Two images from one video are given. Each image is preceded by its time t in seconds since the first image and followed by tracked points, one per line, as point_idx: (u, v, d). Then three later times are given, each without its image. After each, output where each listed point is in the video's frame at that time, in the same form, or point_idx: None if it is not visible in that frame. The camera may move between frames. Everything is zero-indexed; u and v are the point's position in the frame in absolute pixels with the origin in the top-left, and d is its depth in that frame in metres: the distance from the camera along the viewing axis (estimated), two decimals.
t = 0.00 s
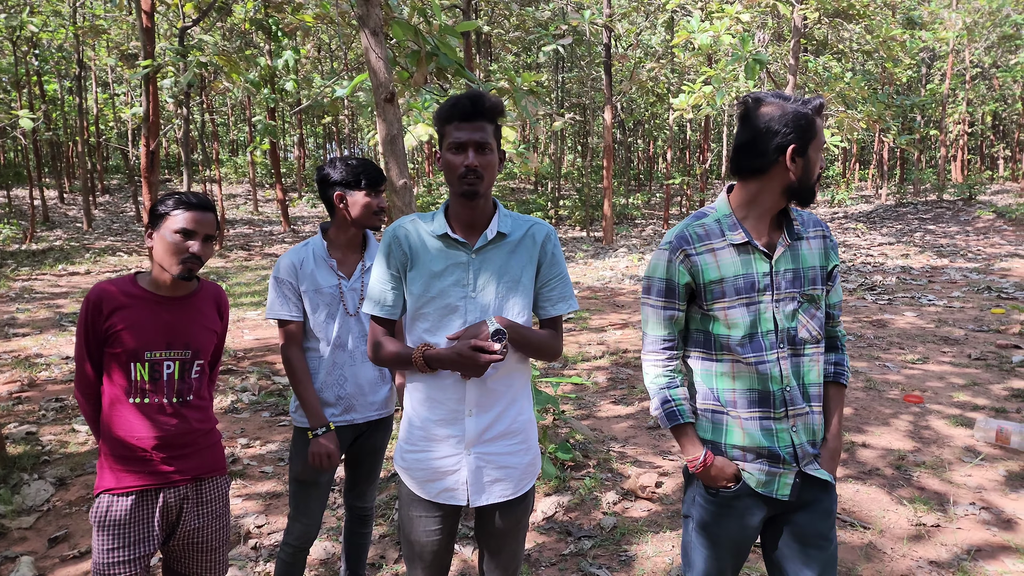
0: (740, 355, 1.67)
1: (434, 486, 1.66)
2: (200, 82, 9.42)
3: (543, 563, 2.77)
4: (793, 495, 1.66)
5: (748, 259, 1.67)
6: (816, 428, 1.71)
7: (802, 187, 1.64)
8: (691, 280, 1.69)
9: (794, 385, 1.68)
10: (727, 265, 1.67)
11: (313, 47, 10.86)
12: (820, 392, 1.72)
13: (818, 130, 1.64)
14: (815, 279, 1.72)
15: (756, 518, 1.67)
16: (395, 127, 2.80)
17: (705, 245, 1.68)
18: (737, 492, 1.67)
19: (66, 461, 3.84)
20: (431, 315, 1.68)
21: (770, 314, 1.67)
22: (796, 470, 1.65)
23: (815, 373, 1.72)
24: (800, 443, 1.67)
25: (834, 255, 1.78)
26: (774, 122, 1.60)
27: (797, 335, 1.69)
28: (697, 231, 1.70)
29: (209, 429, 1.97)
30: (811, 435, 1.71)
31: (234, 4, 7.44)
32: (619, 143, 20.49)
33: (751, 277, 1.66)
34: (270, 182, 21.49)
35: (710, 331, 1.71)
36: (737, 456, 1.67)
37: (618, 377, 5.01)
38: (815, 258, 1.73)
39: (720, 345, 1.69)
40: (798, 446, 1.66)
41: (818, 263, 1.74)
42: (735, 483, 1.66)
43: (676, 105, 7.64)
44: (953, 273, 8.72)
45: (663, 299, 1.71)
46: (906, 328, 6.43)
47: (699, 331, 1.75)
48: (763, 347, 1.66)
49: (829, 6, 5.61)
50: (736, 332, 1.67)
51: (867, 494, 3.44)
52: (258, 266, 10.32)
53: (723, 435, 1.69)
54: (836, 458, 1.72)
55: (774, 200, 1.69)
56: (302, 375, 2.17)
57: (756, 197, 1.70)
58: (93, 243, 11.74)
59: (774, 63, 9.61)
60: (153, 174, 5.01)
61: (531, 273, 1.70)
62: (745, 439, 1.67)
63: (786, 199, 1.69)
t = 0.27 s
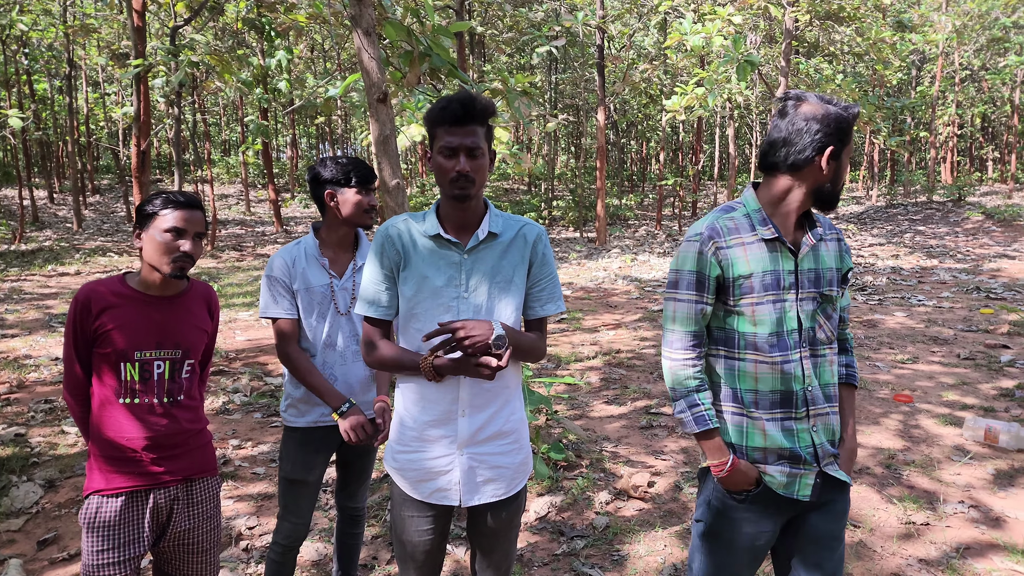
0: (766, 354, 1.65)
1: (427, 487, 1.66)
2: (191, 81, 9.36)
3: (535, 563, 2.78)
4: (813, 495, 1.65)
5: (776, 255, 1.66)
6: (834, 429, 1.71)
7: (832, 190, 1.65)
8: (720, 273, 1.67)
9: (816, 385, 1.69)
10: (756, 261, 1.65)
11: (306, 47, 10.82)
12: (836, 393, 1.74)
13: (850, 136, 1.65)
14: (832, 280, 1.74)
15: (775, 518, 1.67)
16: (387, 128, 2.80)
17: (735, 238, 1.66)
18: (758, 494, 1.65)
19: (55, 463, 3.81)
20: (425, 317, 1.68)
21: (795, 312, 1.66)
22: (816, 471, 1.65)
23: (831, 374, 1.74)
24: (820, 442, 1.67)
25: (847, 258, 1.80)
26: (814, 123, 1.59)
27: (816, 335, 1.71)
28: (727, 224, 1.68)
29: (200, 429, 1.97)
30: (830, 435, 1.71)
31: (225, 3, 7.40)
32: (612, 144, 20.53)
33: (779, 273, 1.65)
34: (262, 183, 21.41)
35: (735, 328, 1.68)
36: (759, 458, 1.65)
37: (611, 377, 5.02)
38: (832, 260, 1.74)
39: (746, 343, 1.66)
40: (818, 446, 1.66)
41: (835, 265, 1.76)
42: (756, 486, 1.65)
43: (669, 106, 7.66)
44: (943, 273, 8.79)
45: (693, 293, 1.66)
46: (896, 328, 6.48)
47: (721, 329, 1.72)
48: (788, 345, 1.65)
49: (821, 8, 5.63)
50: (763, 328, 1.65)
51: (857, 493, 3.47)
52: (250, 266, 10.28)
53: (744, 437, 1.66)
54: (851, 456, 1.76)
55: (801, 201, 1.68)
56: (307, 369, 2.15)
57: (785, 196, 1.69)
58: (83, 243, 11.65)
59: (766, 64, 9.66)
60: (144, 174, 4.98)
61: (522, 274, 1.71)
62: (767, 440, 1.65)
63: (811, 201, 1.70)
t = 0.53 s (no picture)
0: (786, 355, 1.63)
1: (417, 489, 1.67)
2: (183, 82, 9.33)
3: (528, 564, 2.78)
4: (831, 495, 1.65)
5: (796, 256, 1.63)
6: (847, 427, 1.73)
7: (853, 195, 1.63)
8: (744, 274, 1.62)
9: (832, 386, 1.69)
10: (778, 261, 1.62)
11: (299, 48, 10.81)
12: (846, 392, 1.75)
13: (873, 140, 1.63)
14: (841, 280, 1.74)
15: (793, 519, 1.67)
16: (379, 129, 2.80)
17: (758, 239, 1.62)
18: (779, 496, 1.64)
19: (47, 466, 3.79)
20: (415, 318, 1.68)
21: (812, 313, 1.65)
22: (835, 470, 1.65)
23: (841, 373, 1.75)
24: (838, 442, 1.66)
25: (853, 259, 1.81)
26: (846, 127, 1.56)
27: (827, 336, 1.71)
28: (750, 223, 1.63)
29: (192, 430, 1.97)
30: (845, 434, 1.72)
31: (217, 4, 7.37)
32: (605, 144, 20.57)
33: (798, 274, 1.64)
34: (255, 184, 21.37)
35: (755, 329, 1.65)
36: (781, 460, 1.63)
37: (605, 377, 5.04)
38: (841, 260, 1.74)
39: (766, 344, 1.64)
40: (837, 446, 1.65)
41: (844, 266, 1.76)
42: (778, 488, 1.63)
43: (662, 107, 7.68)
44: (934, 273, 8.85)
45: (717, 294, 1.61)
46: (888, 327, 6.52)
47: (740, 329, 1.69)
48: (807, 347, 1.64)
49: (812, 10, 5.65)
50: (784, 330, 1.62)
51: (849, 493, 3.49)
52: (243, 268, 10.25)
53: (765, 438, 1.65)
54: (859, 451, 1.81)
55: (821, 203, 1.66)
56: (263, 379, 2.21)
57: (806, 198, 1.66)
58: (75, 245, 11.60)
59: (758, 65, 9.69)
60: (135, 175, 4.96)
61: (511, 275, 1.72)
62: (788, 441, 1.63)
63: (829, 204, 1.68)
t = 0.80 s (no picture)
0: (794, 360, 1.63)
1: (410, 489, 1.67)
2: (182, 81, 9.33)
3: (523, 563, 2.79)
4: (836, 495, 1.67)
5: (804, 261, 1.64)
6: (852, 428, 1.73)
7: (858, 202, 1.67)
8: (755, 279, 1.61)
9: (836, 390, 1.70)
10: (788, 267, 1.62)
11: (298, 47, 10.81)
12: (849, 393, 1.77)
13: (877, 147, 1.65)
14: (841, 286, 1.75)
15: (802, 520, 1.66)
16: (378, 128, 2.81)
17: (769, 244, 1.61)
18: (792, 499, 1.63)
19: (43, 463, 3.80)
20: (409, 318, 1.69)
21: (817, 318, 1.66)
22: (840, 471, 1.66)
23: (842, 375, 1.77)
24: (843, 445, 1.67)
25: (852, 264, 1.82)
26: (857, 134, 1.56)
27: (830, 341, 1.72)
28: (759, 228, 1.62)
29: (190, 428, 1.97)
30: (849, 435, 1.73)
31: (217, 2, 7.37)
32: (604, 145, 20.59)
33: (806, 279, 1.64)
34: (253, 183, 21.36)
35: (765, 333, 1.65)
36: (791, 462, 1.63)
37: (601, 378, 5.05)
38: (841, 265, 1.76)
39: (774, 348, 1.64)
40: (842, 448, 1.67)
41: (845, 272, 1.77)
42: (790, 490, 1.63)
43: (660, 108, 7.69)
44: (932, 276, 8.87)
45: (730, 298, 1.59)
46: (885, 330, 6.54)
47: (749, 335, 1.68)
48: (814, 352, 1.64)
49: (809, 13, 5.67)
50: (793, 335, 1.63)
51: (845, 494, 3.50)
52: (240, 266, 10.25)
53: (775, 441, 1.64)
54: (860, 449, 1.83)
55: (828, 209, 1.67)
56: (235, 368, 2.24)
57: (814, 204, 1.66)
58: (73, 243, 11.58)
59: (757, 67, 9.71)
60: (134, 173, 4.95)
61: (508, 274, 1.73)
62: (798, 443, 1.63)
63: (835, 208, 1.70)
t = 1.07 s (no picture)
0: (793, 361, 1.64)
1: (406, 492, 1.69)
2: (181, 88, 9.37)
3: (525, 567, 2.80)
4: (830, 496, 1.69)
5: (801, 261, 1.65)
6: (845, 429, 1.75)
7: (850, 201, 1.67)
8: (757, 279, 1.62)
9: (832, 390, 1.72)
10: (787, 267, 1.63)
11: (297, 52, 10.85)
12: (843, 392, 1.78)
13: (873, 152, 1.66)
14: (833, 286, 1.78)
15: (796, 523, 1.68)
16: (376, 134, 2.82)
17: (768, 244, 1.62)
18: (788, 503, 1.65)
19: (46, 469, 3.81)
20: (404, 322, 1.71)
21: (814, 318, 1.68)
22: (834, 472, 1.68)
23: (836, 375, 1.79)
24: (838, 445, 1.69)
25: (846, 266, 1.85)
26: (849, 135, 1.58)
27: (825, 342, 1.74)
28: (759, 228, 1.63)
29: (192, 434, 1.99)
30: (842, 436, 1.75)
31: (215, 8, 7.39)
32: (602, 146, 20.62)
33: (804, 279, 1.65)
34: (253, 188, 21.42)
35: (765, 334, 1.65)
36: (788, 466, 1.64)
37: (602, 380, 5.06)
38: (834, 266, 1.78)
39: (774, 350, 1.64)
40: (836, 449, 1.68)
41: (838, 273, 1.79)
42: (786, 494, 1.64)
43: (658, 109, 7.72)
44: (932, 274, 8.88)
45: (733, 298, 1.59)
46: (886, 328, 6.55)
47: (749, 336, 1.68)
48: (812, 352, 1.66)
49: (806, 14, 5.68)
50: (793, 336, 1.64)
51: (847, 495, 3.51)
52: (241, 271, 10.27)
53: (772, 444, 1.66)
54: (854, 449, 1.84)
55: (822, 209, 1.68)
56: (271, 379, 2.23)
57: (809, 204, 1.67)
58: (73, 249, 11.62)
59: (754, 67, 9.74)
60: (135, 180, 4.97)
61: (503, 276, 1.73)
62: (796, 446, 1.64)
63: (827, 209, 1.70)
